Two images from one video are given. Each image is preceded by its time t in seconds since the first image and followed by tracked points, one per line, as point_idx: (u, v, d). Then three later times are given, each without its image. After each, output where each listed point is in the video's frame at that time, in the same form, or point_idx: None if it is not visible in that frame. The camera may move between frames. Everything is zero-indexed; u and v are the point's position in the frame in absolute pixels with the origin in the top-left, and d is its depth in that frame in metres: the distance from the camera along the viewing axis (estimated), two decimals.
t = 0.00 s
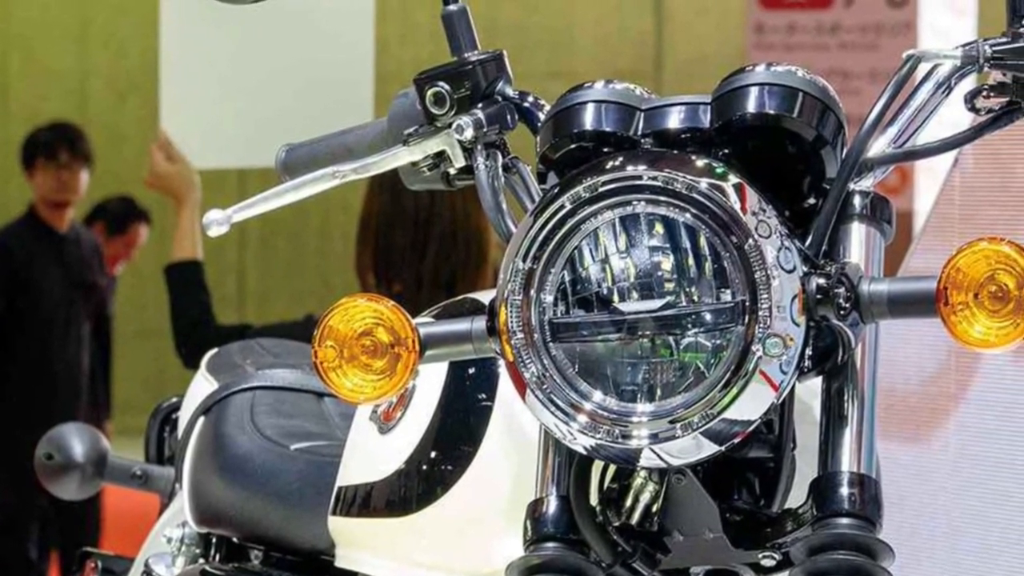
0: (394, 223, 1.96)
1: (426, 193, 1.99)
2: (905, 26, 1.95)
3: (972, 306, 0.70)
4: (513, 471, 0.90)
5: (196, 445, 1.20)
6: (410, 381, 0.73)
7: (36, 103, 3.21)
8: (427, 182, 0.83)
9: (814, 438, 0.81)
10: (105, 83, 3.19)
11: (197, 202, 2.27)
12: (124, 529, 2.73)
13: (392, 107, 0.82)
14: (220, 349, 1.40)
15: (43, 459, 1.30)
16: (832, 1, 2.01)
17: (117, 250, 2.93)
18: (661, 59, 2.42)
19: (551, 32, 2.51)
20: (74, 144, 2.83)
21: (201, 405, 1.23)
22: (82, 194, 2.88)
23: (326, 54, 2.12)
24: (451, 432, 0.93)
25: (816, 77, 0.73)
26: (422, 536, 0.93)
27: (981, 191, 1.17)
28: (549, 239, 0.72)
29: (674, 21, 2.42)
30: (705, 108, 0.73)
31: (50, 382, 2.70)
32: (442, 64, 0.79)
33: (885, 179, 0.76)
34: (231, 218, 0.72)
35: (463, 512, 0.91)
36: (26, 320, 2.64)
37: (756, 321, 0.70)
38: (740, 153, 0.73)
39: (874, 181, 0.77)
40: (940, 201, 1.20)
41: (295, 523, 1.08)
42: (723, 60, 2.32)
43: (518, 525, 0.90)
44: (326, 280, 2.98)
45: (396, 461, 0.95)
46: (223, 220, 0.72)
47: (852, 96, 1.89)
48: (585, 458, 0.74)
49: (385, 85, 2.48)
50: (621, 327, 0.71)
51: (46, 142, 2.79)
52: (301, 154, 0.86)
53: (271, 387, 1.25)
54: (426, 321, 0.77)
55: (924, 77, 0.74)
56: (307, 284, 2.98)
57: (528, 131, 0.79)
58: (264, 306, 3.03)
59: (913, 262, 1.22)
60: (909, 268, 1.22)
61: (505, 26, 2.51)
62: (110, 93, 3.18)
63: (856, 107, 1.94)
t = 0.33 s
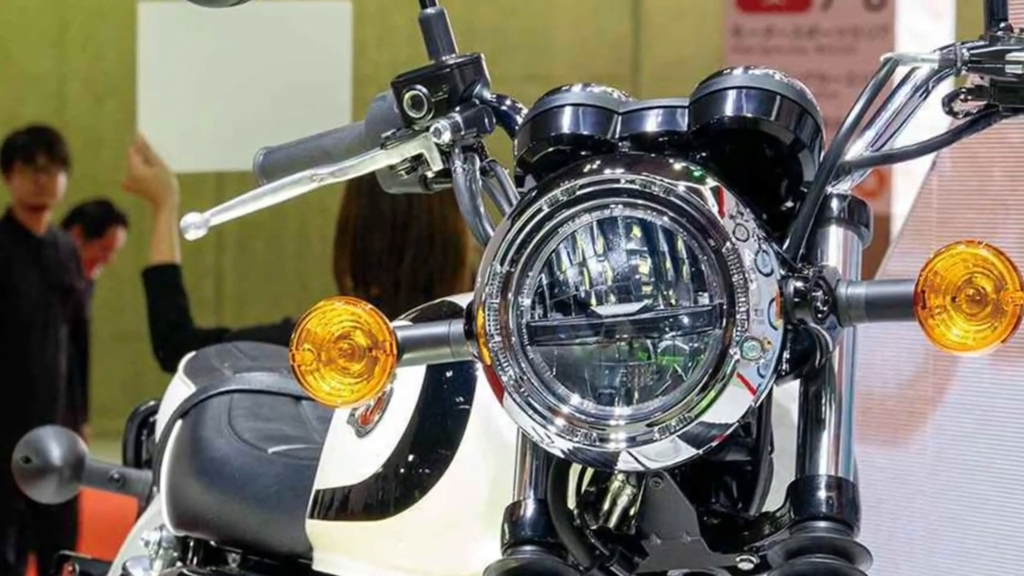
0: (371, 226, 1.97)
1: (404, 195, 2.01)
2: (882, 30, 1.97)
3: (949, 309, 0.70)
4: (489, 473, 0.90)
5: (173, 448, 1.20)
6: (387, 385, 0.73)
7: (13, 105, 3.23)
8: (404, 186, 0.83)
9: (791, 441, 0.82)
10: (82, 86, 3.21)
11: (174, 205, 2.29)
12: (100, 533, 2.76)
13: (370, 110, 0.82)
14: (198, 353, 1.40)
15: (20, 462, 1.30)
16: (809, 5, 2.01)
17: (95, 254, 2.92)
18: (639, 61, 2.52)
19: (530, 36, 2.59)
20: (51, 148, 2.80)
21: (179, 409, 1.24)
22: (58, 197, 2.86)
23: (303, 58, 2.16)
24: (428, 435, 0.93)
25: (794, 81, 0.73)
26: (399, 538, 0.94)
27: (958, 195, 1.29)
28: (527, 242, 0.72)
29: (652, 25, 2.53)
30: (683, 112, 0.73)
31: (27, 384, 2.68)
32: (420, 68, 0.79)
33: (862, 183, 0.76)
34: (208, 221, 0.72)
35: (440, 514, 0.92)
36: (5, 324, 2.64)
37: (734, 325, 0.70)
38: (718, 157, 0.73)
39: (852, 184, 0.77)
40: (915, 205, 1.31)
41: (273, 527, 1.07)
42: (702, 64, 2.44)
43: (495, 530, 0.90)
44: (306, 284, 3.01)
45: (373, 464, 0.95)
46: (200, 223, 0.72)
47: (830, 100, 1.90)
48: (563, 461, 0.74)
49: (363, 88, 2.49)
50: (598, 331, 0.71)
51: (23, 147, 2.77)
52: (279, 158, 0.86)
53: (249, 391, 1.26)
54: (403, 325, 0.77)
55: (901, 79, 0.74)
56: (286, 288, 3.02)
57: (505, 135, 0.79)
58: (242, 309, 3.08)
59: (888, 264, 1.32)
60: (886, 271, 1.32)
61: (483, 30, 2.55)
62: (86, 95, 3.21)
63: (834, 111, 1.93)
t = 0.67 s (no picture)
0: (349, 228, 1.97)
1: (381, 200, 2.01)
2: (860, 32, 1.89)
3: (927, 313, 0.70)
4: (468, 478, 0.90)
5: (151, 452, 1.21)
6: (365, 388, 0.73)
7: None
8: (382, 189, 0.83)
9: (769, 446, 0.82)
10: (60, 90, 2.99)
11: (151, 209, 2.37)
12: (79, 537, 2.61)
13: (348, 114, 0.82)
14: (175, 357, 1.40)
15: None
16: (787, 7, 1.94)
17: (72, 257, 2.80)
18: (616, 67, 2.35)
19: (506, 40, 2.44)
20: (29, 151, 2.71)
21: (157, 413, 1.24)
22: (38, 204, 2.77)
23: (278, 60, 2.24)
24: (405, 438, 0.93)
25: (771, 84, 0.73)
26: (377, 543, 0.94)
27: (937, 198, 1.30)
28: (504, 246, 0.72)
29: (629, 29, 2.38)
30: (661, 115, 0.73)
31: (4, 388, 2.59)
32: (398, 71, 0.79)
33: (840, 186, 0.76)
34: (186, 224, 0.72)
35: (418, 518, 0.92)
36: None
37: (712, 328, 0.70)
38: (696, 161, 0.73)
39: (829, 187, 0.77)
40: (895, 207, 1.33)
41: (251, 529, 1.09)
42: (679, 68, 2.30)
43: (472, 534, 0.90)
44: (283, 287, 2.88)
45: (350, 468, 0.96)
46: (178, 227, 0.72)
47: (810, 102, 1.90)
48: (541, 465, 0.74)
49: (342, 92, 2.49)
50: (576, 334, 0.71)
51: None
52: (257, 162, 0.86)
53: (226, 394, 1.26)
54: (381, 329, 0.76)
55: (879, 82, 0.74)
56: (261, 292, 2.88)
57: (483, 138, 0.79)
58: (218, 313, 2.95)
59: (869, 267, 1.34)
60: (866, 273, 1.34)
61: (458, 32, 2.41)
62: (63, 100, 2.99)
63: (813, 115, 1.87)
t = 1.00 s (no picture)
0: (327, 231, 2.01)
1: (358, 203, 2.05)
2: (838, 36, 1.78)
3: (904, 316, 0.70)
4: (445, 480, 0.91)
5: (129, 455, 1.21)
6: (342, 391, 0.73)
7: None
8: (360, 193, 0.83)
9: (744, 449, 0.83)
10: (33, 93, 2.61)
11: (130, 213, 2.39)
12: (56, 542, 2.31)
13: (325, 117, 0.82)
14: (153, 360, 1.41)
15: None
16: (764, 11, 1.84)
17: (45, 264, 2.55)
18: (593, 69, 2.12)
19: (483, 42, 2.21)
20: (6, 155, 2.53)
21: (134, 415, 1.24)
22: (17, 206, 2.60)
23: (258, 63, 2.20)
24: (382, 441, 0.94)
25: (749, 88, 0.73)
26: (354, 546, 0.94)
27: (914, 201, 1.29)
28: (482, 249, 0.72)
29: (606, 30, 2.13)
30: (638, 118, 0.73)
31: None
32: (375, 74, 0.79)
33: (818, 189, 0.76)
34: (163, 227, 0.72)
35: (394, 522, 0.92)
36: None
37: (689, 331, 0.70)
38: (674, 164, 0.73)
39: (807, 191, 0.77)
40: (872, 210, 1.32)
41: (227, 534, 1.11)
42: (656, 72, 2.03)
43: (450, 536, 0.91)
44: (260, 290, 2.55)
45: (328, 471, 0.96)
46: (155, 230, 0.72)
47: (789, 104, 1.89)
48: (518, 468, 0.74)
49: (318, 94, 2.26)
50: (554, 337, 0.71)
51: None
52: (234, 164, 0.86)
53: (204, 398, 1.26)
54: (359, 332, 0.76)
55: (856, 86, 0.74)
56: (238, 295, 2.56)
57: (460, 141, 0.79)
58: (197, 314, 2.61)
59: (845, 271, 1.33)
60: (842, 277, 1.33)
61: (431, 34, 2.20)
62: (41, 103, 2.61)
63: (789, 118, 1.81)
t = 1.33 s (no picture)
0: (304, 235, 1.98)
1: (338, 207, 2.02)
2: (815, 39, 2.00)
3: (882, 319, 0.70)
4: (423, 483, 0.91)
5: (106, 458, 1.22)
6: (320, 395, 0.73)
7: None
8: (338, 197, 0.83)
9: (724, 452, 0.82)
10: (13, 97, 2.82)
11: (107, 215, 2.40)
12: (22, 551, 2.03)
13: (303, 121, 0.82)
14: (131, 363, 1.42)
15: None
16: (741, 14, 2.04)
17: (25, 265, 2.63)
18: (571, 73, 2.43)
19: (462, 45, 2.49)
20: None
21: (112, 419, 1.25)
22: None
23: (237, 66, 2.20)
24: (361, 445, 0.94)
25: (727, 91, 0.73)
26: (336, 549, 0.95)
27: (891, 205, 1.30)
28: (459, 253, 0.72)
29: (584, 33, 2.45)
30: (616, 121, 0.73)
31: None
32: (353, 78, 0.79)
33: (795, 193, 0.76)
34: (141, 231, 0.72)
35: (372, 525, 0.93)
36: None
37: (667, 334, 0.70)
38: (651, 167, 0.73)
39: (784, 194, 0.77)
40: (850, 214, 1.33)
41: (206, 537, 1.13)
42: (634, 73, 2.33)
43: (428, 541, 0.92)
44: (235, 292, 2.79)
45: (306, 475, 0.96)
46: (133, 233, 0.72)
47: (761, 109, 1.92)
48: (496, 471, 0.74)
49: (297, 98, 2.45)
50: (531, 341, 0.71)
51: None
52: (211, 168, 0.86)
53: (181, 401, 1.27)
54: (336, 335, 0.76)
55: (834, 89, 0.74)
56: (215, 293, 2.79)
57: (438, 144, 0.79)
58: (174, 318, 2.82)
59: (823, 274, 1.34)
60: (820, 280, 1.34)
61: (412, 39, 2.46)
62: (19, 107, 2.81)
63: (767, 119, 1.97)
